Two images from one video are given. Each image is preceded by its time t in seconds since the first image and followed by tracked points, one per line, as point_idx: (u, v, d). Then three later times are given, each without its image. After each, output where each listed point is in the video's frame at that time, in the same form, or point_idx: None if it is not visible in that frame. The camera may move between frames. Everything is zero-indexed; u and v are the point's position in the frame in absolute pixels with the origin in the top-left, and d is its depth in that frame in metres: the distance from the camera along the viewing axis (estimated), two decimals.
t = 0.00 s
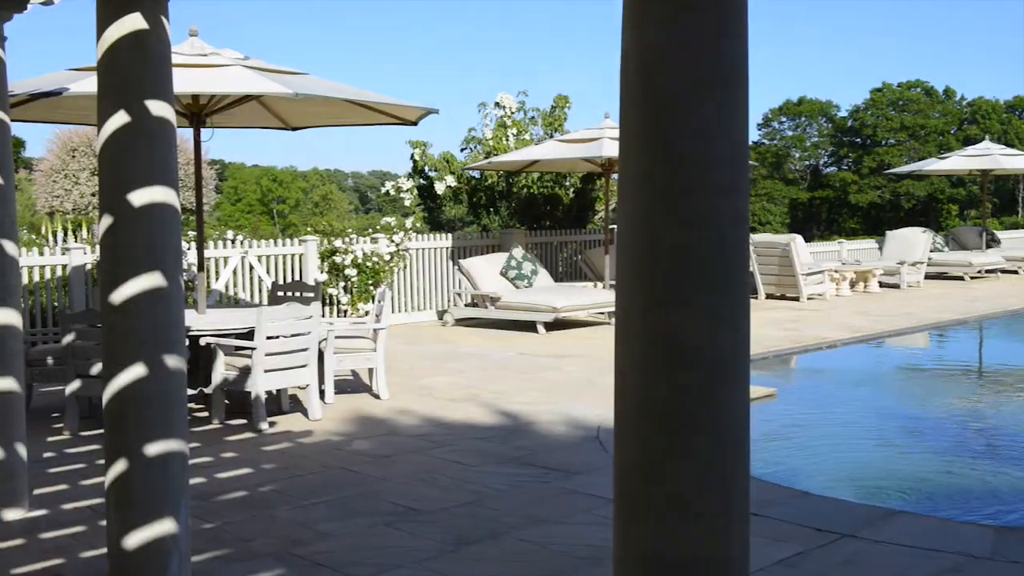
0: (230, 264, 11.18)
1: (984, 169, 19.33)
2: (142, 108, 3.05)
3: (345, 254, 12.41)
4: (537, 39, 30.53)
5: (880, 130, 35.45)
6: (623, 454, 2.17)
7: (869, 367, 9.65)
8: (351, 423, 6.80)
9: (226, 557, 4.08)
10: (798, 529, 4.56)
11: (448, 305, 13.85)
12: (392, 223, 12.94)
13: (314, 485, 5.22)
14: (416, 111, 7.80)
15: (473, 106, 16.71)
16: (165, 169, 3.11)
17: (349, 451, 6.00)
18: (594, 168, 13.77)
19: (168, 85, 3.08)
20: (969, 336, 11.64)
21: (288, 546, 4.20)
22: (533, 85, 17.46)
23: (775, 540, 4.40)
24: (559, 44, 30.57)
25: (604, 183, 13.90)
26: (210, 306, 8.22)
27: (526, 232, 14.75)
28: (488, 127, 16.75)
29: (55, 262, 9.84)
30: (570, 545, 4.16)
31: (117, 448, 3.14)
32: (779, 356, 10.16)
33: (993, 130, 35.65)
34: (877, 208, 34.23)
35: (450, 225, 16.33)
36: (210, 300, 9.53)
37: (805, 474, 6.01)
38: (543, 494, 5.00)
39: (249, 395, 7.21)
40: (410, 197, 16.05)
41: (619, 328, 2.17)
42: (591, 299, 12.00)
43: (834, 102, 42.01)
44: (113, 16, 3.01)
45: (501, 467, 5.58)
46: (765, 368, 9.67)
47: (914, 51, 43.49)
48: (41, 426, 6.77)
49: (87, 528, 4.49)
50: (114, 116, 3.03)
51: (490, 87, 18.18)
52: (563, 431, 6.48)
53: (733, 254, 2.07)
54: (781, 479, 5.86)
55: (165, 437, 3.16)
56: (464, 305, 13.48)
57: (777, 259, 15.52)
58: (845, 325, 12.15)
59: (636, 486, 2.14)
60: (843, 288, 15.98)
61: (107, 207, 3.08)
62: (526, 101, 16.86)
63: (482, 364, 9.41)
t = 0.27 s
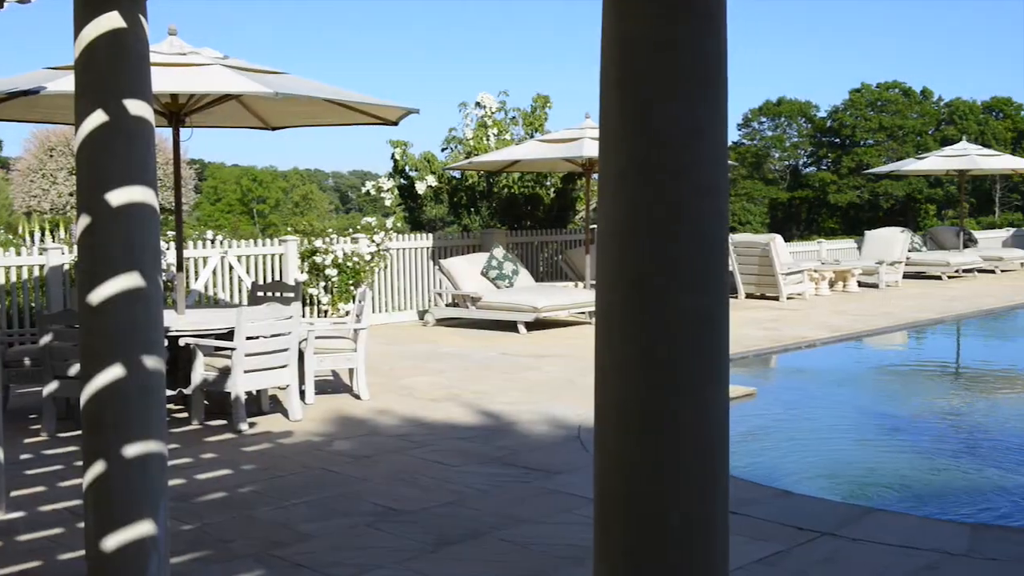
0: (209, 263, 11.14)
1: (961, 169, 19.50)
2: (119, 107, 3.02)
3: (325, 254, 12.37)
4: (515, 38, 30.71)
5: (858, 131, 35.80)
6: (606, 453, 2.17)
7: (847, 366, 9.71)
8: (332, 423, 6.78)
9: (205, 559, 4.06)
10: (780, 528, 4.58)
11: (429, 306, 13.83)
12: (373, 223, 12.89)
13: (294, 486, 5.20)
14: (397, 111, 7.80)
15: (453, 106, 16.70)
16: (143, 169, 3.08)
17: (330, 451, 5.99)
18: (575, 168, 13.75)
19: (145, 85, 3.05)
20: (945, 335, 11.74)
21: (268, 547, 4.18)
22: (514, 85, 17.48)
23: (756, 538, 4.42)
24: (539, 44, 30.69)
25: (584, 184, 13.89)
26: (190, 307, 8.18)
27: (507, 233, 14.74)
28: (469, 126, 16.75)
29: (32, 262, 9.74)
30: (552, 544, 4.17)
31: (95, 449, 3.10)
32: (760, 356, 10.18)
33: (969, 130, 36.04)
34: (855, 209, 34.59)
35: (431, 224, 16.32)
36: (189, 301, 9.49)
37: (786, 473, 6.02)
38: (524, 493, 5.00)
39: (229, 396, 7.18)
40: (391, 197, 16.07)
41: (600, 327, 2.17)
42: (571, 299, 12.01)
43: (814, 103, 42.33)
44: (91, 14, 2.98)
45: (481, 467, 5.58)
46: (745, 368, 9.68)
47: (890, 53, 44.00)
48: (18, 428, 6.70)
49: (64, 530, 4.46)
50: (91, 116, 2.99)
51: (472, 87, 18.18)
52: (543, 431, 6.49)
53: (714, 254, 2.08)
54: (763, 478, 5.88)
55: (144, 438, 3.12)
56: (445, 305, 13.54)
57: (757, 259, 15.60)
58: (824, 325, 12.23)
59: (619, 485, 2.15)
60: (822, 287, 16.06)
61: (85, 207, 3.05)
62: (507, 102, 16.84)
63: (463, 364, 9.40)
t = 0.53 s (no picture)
0: (186, 264, 11.09)
1: (936, 170, 19.69)
2: (95, 107, 2.94)
3: (303, 254, 12.32)
4: (501, 38, 30.70)
5: (835, 131, 36.13)
6: (586, 451, 2.18)
7: (824, 366, 9.78)
8: (310, 424, 6.76)
9: (183, 560, 4.05)
10: (759, 526, 4.62)
11: (409, 305, 13.85)
12: (351, 223, 12.86)
13: (272, 487, 5.18)
14: (376, 111, 7.78)
15: (432, 106, 16.69)
16: (120, 169, 3.00)
17: (309, 452, 5.97)
18: (553, 168, 13.76)
19: (121, 82, 2.97)
20: (920, 334, 11.87)
21: (247, 549, 4.17)
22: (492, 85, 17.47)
23: (734, 536, 4.45)
24: (518, 44, 30.71)
25: (563, 184, 13.90)
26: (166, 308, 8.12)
27: (486, 233, 14.76)
28: (448, 127, 16.75)
29: (6, 262, 9.65)
30: (530, 543, 4.18)
31: (69, 450, 3.00)
32: (738, 356, 10.22)
33: (944, 131, 36.41)
34: (832, 208, 34.95)
35: (410, 224, 16.29)
36: (166, 302, 9.43)
37: (764, 472, 6.06)
38: (502, 493, 5.02)
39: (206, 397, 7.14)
40: (370, 197, 16.01)
41: (579, 325, 2.18)
42: (549, 299, 12.03)
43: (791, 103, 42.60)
44: (65, 12, 2.91)
45: (459, 466, 5.58)
46: (723, 368, 9.70)
47: (870, 54, 44.28)
48: None
49: (40, 533, 4.43)
50: (66, 116, 2.90)
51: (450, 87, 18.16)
52: (522, 431, 6.50)
53: (692, 252, 2.10)
54: (741, 478, 5.91)
55: (122, 439, 3.04)
56: (425, 305, 13.53)
57: (735, 258, 15.68)
58: (801, 324, 12.32)
59: (597, 484, 2.16)
60: (799, 286, 16.16)
61: (60, 206, 2.96)
62: (485, 102, 16.83)
63: (442, 364, 9.40)
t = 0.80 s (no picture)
0: (163, 264, 11.04)
1: (912, 170, 19.85)
2: (70, 106, 2.90)
3: (282, 255, 12.26)
4: (480, 39, 30.62)
5: (812, 132, 36.38)
6: (565, 453, 2.20)
7: (801, 365, 9.83)
8: (288, 425, 6.74)
9: (161, 562, 4.03)
10: (737, 525, 4.64)
11: (387, 305, 13.79)
12: (330, 223, 12.81)
13: (249, 488, 5.16)
14: (353, 111, 7.77)
15: (410, 106, 16.64)
16: (96, 169, 2.97)
17: (287, 453, 5.95)
18: (532, 168, 13.76)
19: (97, 80, 2.94)
20: (897, 333, 11.98)
21: (225, 551, 4.15)
22: (470, 84, 17.45)
23: (712, 536, 4.47)
24: (494, 43, 30.64)
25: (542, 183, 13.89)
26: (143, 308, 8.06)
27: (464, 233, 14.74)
28: (426, 127, 16.71)
29: None
30: (509, 543, 4.18)
31: (44, 453, 2.97)
32: (716, 356, 10.25)
33: (920, 131, 36.71)
34: (809, 208, 35.29)
35: (389, 225, 16.25)
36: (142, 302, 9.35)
37: (742, 471, 6.08)
38: (481, 493, 5.02)
39: (183, 398, 7.10)
40: (348, 197, 15.96)
41: (558, 327, 2.19)
42: (528, 299, 12.05)
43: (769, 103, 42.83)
44: (39, 12, 2.88)
45: (439, 467, 5.58)
46: (701, 368, 9.73)
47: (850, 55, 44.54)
48: None
49: (15, 537, 4.39)
50: (40, 116, 2.87)
51: (429, 87, 18.13)
52: (501, 431, 6.50)
53: (670, 255, 2.11)
54: (720, 477, 5.93)
55: (98, 440, 3.01)
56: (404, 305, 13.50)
57: (714, 257, 15.75)
58: (778, 323, 12.40)
59: (576, 484, 2.17)
60: (777, 286, 16.25)
61: (34, 206, 2.93)
62: (464, 101, 16.81)
63: (421, 364, 9.40)
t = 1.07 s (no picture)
0: (142, 265, 11.00)
1: (890, 171, 20.00)
2: (47, 105, 2.84)
3: (261, 255, 12.21)
4: (461, 38, 30.71)
5: (791, 132, 36.64)
6: (545, 449, 2.20)
7: (781, 365, 9.87)
8: (268, 425, 6.71)
9: (139, 564, 4.01)
10: (717, 524, 4.66)
11: (366, 305, 13.77)
12: (310, 223, 12.77)
13: (228, 489, 5.14)
14: (333, 110, 7.73)
15: (391, 105, 16.62)
16: (74, 167, 2.92)
17: (267, 454, 5.92)
18: (513, 168, 13.76)
19: (75, 79, 2.89)
20: (876, 332, 12.09)
21: (204, 552, 4.13)
22: (451, 84, 17.43)
23: (692, 534, 4.50)
24: (476, 44, 30.70)
25: (522, 184, 13.90)
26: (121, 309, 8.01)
27: (445, 232, 14.72)
28: (406, 126, 16.69)
29: None
30: (490, 544, 4.18)
31: (21, 455, 2.94)
32: (696, 355, 10.29)
33: (898, 132, 37.03)
34: (789, 209, 35.65)
35: (370, 225, 16.25)
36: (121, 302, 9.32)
37: (722, 470, 6.11)
38: (461, 493, 5.03)
39: (162, 399, 7.07)
40: (328, 197, 15.92)
41: (538, 324, 2.20)
42: (509, 299, 12.06)
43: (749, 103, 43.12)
44: (15, 9, 2.81)
45: (419, 467, 5.58)
46: (681, 367, 9.75)
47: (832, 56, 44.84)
48: None
49: None
50: (17, 115, 2.82)
51: (409, 86, 18.11)
52: (481, 431, 6.50)
53: (649, 253, 2.11)
54: (699, 475, 5.95)
55: (76, 442, 2.98)
56: (384, 305, 13.49)
57: (694, 257, 15.81)
58: (758, 323, 12.47)
59: (557, 480, 2.18)
60: (757, 286, 16.33)
61: (11, 207, 2.88)
62: (445, 101, 16.82)
63: (402, 364, 9.39)
